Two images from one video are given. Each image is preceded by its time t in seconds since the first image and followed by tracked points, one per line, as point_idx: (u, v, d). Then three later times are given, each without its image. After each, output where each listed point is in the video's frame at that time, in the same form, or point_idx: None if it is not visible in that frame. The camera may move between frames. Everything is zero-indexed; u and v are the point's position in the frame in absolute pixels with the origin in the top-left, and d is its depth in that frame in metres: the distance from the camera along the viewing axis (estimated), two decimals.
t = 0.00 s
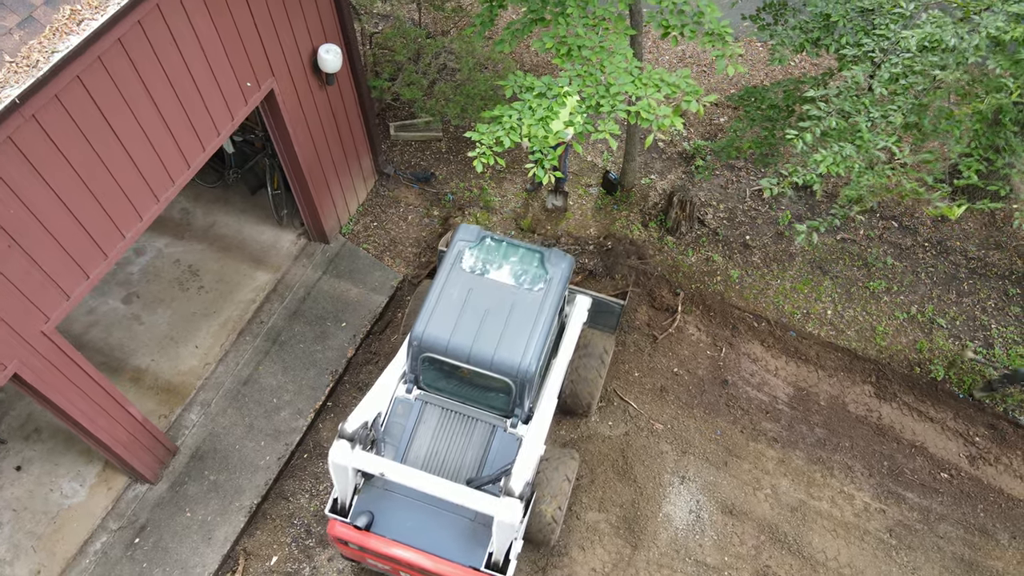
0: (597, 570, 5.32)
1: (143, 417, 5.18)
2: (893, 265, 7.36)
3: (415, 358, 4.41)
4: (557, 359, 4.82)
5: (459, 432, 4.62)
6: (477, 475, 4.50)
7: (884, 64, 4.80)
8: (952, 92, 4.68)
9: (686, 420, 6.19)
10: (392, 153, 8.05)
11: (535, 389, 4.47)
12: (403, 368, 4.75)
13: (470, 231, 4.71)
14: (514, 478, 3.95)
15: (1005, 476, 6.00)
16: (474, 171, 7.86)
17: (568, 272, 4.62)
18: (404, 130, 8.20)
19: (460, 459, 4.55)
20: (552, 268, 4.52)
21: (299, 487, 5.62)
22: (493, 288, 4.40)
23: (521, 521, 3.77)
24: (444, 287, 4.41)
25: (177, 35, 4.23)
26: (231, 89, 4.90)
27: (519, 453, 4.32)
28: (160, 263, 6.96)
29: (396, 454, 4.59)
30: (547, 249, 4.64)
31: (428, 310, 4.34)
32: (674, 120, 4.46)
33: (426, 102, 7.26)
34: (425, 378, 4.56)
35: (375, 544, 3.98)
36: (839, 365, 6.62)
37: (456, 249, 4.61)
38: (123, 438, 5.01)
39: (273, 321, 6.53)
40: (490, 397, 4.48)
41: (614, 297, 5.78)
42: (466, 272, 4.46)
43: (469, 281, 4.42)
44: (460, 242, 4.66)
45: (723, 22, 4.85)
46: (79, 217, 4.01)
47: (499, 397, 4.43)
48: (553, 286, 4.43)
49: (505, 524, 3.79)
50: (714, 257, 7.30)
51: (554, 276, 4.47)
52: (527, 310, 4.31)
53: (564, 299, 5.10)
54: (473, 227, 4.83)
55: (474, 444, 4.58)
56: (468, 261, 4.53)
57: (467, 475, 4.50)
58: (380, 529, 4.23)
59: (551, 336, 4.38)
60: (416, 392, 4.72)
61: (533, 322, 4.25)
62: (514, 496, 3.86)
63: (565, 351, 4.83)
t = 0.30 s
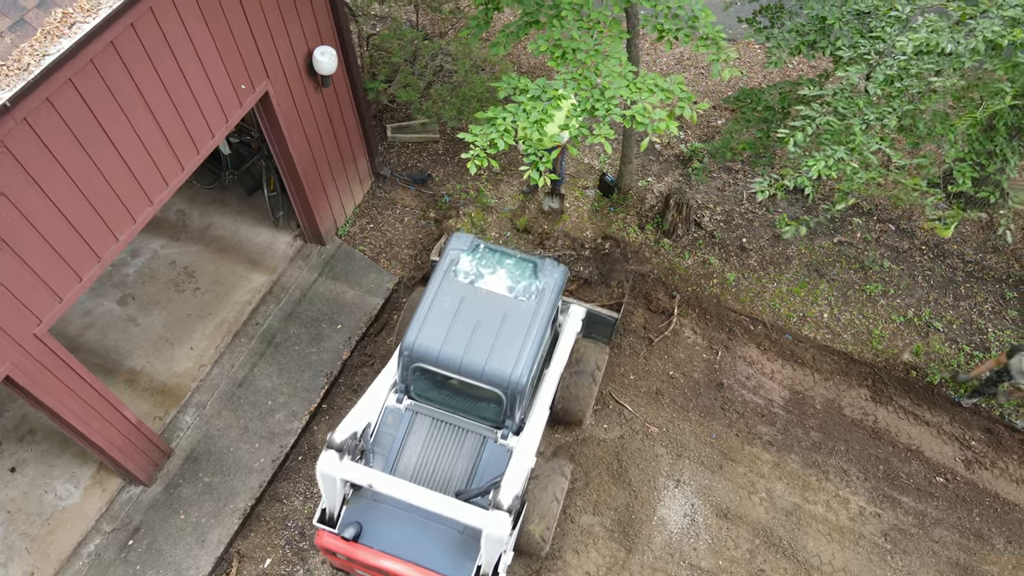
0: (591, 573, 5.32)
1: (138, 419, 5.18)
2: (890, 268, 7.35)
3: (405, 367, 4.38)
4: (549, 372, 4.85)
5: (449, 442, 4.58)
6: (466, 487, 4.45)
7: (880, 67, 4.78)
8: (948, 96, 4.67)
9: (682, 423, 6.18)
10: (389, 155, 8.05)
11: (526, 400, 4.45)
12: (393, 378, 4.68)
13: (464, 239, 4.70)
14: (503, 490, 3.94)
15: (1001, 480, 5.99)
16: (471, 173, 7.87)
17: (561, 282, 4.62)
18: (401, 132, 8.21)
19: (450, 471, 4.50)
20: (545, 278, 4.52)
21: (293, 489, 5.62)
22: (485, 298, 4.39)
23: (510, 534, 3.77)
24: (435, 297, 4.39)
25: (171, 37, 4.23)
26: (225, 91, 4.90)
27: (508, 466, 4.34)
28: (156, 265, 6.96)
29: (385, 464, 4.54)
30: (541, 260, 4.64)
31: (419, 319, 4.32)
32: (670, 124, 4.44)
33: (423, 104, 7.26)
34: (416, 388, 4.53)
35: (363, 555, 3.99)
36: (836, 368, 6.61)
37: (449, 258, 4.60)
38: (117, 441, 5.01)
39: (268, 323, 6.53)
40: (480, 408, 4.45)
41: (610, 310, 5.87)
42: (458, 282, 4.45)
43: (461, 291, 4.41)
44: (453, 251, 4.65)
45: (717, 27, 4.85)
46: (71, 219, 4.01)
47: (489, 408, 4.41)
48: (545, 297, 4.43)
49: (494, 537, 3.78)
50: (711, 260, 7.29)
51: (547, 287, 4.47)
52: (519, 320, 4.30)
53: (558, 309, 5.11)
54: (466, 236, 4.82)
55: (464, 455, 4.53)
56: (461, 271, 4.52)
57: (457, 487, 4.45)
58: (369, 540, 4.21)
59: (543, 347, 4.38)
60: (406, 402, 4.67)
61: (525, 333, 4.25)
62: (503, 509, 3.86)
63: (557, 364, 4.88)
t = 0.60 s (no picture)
0: None
1: (131, 420, 5.18)
2: (887, 271, 7.33)
3: (393, 382, 4.36)
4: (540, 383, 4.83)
5: (437, 459, 4.54)
6: (453, 505, 4.42)
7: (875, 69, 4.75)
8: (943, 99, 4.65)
9: (677, 426, 6.16)
10: (386, 156, 8.05)
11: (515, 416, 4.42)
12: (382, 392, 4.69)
13: (454, 252, 4.68)
14: (489, 510, 3.95)
15: (997, 484, 5.97)
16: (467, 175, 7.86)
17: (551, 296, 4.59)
18: (397, 133, 8.20)
19: (437, 488, 4.47)
20: (536, 292, 4.49)
21: (287, 491, 5.61)
22: (475, 312, 4.36)
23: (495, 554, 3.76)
24: (424, 310, 4.37)
25: (163, 38, 4.22)
26: (219, 93, 4.89)
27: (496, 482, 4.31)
28: (151, 266, 6.95)
29: (372, 481, 4.51)
30: (532, 273, 4.62)
31: (408, 333, 4.30)
32: (664, 127, 4.42)
33: (419, 105, 7.25)
34: (404, 402, 4.49)
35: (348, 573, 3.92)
36: (832, 371, 6.60)
37: (439, 271, 4.58)
38: (109, 442, 5.01)
39: (263, 324, 6.52)
40: (468, 423, 4.42)
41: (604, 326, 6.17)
42: (447, 295, 4.42)
43: (450, 305, 4.39)
44: (443, 264, 4.63)
45: (712, 30, 4.87)
46: (63, 221, 4.00)
47: (477, 424, 4.38)
48: (535, 311, 4.40)
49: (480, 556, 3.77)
50: (707, 262, 7.27)
51: (536, 301, 4.44)
52: (508, 335, 4.28)
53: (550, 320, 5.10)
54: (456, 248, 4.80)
55: (452, 472, 4.50)
56: (450, 284, 4.49)
57: (444, 505, 4.43)
58: (354, 558, 4.15)
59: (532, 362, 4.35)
60: (394, 417, 4.65)
61: (514, 349, 4.22)
62: (490, 528, 3.87)
63: (549, 375, 4.84)
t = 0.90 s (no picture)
0: None
1: (123, 421, 5.19)
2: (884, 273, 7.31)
3: (373, 405, 4.17)
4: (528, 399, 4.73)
5: (420, 483, 4.34)
6: (434, 532, 4.22)
7: (869, 71, 4.74)
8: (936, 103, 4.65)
9: (671, 429, 6.15)
10: (382, 157, 8.04)
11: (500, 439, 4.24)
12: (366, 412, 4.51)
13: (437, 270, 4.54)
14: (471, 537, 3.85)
15: (993, 487, 5.95)
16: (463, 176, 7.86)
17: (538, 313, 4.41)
18: (393, 134, 8.20)
19: (419, 513, 4.28)
20: (523, 310, 4.31)
21: (280, 492, 5.59)
22: (459, 332, 4.18)
23: None
24: (406, 331, 4.19)
25: (155, 39, 4.22)
26: (212, 94, 4.88)
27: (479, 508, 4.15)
28: (146, 266, 6.95)
29: (352, 506, 4.33)
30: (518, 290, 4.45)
31: (389, 354, 4.11)
32: (656, 129, 4.40)
33: (414, 106, 7.24)
34: (386, 425, 4.29)
35: None
36: (827, 374, 6.58)
37: (422, 289, 4.40)
38: (101, 443, 5.01)
39: (258, 325, 6.51)
40: (452, 446, 4.23)
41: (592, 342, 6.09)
42: (430, 315, 4.24)
43: (433, 324, 4.20)
44: (425, 282, 4.46)
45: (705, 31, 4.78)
46: (54, 222, 4.00)
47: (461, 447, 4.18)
48: (521, 330, 4.22)
49: None
50: (703, 264, 7.26)
51: (522, 319, 4.26)
52: (493, 356, 4.10)
53: (538, 337, 4.96)
54: (440, 264, 4.62)
55: (435, 497, 4.30)
56: (433, 302, 4.30)
57: (425, 531, 4.24)
58: None
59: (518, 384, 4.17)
60: (377, 438, 4.45)
61: (499, 371, 4.04)
62: (471, 556, 3.79)
63: (537, 392, 4.76)
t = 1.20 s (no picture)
0: None
1: (117, 422, 5.20)
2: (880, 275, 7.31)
3: (350, 433, 4.06)
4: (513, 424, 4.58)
5: (399, 511, 4.22)
6: (414, 562, 4.11)
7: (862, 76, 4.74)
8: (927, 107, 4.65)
9: (666, 431, 6.14)
10: (378, 158, 8.04)
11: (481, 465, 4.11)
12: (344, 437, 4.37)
13: (417, 292, 4.43)
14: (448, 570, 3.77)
15: (987, 491, 5.94)
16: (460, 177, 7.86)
17: (520, 337, 4.29)
18: (389, 135, 8.19)
19: (398, 543, 4.16)
20: (504, 334, 4.21)
21: (273, 494, 5.58)
22: (438, 358, 4.07)
23: None
24: (384, 356, 4.08)
25: (147, 40, 4.21)
26: (205, 95, 4.88)
27: (457, 537, 4.03)
28: (141, 267, 6.95)
29: (331, 534, 4.22)
30: (500, 313, 4.34)
31: (366, 381, 4.01)
32: (648, 131, 4.38)
33: (410, 108, 7.23)
34: (365, 451, 4.17)
35: None
36: (822, 376, 6.57)
37: (401, 313, 4.30)
38: (94, 443, 5.02)
39: (252, 326, 6.51)
40: (432, 473, 4.08)
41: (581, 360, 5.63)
42: (408, 339, 4.13)
43: (412, 349, 4.10)
44: (404, 306, 4.36)
45: (697, 34, 4.80)
46: (46, 224, 4.00)
47: (441, 474, 4.05)
48: (501, 355, 4.11)
49: None
50: (699, 266, 7.25)
51: (503, 344, 4.15)
52: (473, 382, 3.98)
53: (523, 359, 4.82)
54: (420, 286, 4.52)
55: (414, 526, 4.18)
56: (412, 326, 4.21)
57: (404, 561, 4.12)
58: None
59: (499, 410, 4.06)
60: (355, 465, 4.31)
61: (479, 397, 3.93)
62: None
63: (522, 416, 4.60)
